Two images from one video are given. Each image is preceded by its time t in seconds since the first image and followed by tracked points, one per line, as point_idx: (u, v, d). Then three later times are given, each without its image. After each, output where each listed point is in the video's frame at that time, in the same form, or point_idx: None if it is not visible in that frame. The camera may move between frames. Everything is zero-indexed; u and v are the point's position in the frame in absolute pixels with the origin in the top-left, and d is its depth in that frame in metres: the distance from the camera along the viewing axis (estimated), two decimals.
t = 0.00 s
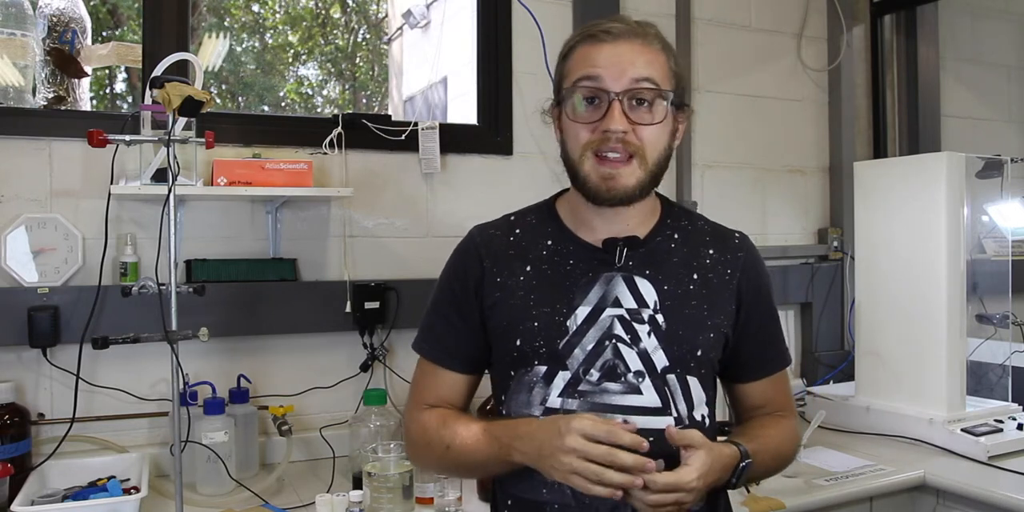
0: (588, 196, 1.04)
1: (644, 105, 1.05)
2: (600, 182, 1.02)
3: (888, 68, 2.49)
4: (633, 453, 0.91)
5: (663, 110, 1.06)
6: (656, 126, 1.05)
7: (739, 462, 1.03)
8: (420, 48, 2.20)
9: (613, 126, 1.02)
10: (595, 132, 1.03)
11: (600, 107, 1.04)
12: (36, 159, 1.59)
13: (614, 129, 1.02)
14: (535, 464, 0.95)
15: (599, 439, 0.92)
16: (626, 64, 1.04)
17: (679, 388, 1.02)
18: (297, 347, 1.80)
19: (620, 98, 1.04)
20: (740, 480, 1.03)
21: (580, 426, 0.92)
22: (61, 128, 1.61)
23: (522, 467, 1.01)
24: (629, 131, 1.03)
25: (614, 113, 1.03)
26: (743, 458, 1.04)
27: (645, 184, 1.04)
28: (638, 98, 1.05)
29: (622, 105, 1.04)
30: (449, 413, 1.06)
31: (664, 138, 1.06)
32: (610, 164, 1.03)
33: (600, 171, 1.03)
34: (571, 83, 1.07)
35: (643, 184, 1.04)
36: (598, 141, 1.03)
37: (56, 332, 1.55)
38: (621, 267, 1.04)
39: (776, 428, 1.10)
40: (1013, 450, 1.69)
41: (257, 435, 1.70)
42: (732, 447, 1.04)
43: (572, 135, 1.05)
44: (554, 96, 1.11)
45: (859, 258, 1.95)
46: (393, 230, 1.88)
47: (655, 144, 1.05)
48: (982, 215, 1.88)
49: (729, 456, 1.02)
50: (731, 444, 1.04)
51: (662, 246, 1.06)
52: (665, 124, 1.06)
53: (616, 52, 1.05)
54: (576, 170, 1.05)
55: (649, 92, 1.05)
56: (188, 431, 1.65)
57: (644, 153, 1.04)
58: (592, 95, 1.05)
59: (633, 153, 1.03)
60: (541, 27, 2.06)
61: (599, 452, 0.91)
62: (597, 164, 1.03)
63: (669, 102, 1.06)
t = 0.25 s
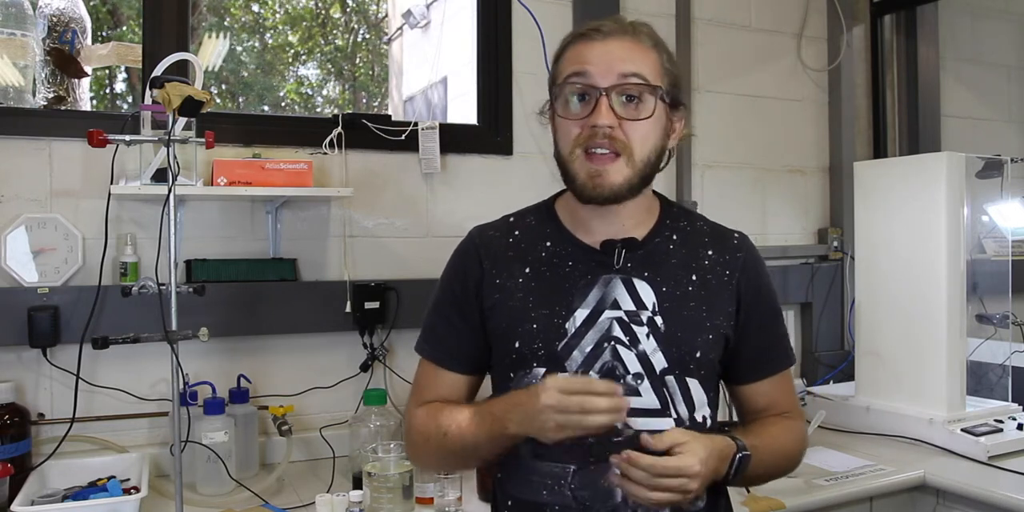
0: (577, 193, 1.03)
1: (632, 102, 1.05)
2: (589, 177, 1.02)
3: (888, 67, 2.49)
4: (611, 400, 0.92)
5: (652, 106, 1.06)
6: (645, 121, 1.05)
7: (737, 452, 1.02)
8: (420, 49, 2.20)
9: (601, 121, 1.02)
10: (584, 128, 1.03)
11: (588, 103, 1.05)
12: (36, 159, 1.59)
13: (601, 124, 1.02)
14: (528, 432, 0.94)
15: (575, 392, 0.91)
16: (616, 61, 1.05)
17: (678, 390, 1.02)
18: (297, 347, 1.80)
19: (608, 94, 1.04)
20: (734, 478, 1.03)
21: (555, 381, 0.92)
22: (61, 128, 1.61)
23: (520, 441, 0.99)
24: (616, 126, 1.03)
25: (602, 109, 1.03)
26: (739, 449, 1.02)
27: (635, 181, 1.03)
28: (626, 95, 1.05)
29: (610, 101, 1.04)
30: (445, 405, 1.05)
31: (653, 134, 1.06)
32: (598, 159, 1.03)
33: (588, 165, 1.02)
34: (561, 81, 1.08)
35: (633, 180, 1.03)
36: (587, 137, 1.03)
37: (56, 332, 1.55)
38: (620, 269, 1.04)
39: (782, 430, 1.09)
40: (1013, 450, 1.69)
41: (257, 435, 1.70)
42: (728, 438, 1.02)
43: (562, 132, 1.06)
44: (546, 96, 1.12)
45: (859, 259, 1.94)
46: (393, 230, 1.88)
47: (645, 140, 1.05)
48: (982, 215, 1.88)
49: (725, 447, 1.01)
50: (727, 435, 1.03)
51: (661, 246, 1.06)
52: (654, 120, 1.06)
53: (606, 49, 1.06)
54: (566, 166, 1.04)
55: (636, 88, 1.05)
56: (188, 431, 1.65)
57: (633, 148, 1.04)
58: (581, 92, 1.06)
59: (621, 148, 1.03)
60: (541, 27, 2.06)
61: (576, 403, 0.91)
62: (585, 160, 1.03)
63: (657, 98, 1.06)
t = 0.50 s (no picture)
0: (567, 188, 1.03)
1: (623, 99, 1.05)
2: (578, 170, 1.01)
3: (888, 68, 2.49)
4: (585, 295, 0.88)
5: (644, 101, 1.05)
6: (636, 117, 1.04)
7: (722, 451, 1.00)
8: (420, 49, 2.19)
9: (591, 115, 1.02)
10: (575, 122, 1.03)
11: (580, 99, 1.05)
12: (36, 159, 1.59)
13: (592, 118, 1.02)
14: (518, 363, 0.91)
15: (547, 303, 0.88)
16: (610, 58, 1.05)
17: (679, 392, 1.02)
18: (297, 347, 1.80)
19: (599, 90, 1.04)
20: (730, 478, 1.01)
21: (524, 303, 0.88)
22: (61, 128, 1.61)
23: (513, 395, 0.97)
24: (606, 121, 1.02)
25: (593, 104, 1.03)
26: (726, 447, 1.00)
27: (627, 176, 1.02)
28: (617, 90, 1.05)
29: (601, 96, 1.04)
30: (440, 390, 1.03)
31: (646, 130, 1.05)
32: (588, 153, 1.02)
33: (577, 159, 1.02)
34: (555, 77, 1.08)
35: (624, 175, 1.02)
36: (577, 131, 1.02)
37: (56, 332, 1.55)
38: (619, 270, 1.04)
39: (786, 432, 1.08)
40: (1013, 450, 1.69)
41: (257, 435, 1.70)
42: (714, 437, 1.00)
43: (554, 127, 1.06)
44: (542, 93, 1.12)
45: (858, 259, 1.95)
46: (393, 230, 1.88)
47: (636, 136, 1.04)
48: (982, 215, 1.88)
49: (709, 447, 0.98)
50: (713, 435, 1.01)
51: (661, 247, 1.06)
52: (646, 116, 1.05)
53: (599, 46, 1.06)
54: (557, 161, 1.04)
55: (628, 84, 1.05)
56: (188, 431, 1.65)
57: (625, 144, 1.03)
58: (573, 88, 1.05)
59: (612, 143, 1.02)
60: (541, 27, 2.06)
61: (552, 312, 0.87)
62: (575, 153, 1.02)
63: (650, 94, 1.06)
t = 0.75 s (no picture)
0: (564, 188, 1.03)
1: (620, 99, 1.05)
2: (575, 171, 1.01)
3: (888, 68, 2.49)
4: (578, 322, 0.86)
5: (641, 101, 1.05)
6: (633, 117, 1.04)
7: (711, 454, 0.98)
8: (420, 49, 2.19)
9: (587, 115, 1.02)
10: (572, 123, 1.03)
11: (577, 98, 1.05)
12: (36, 159, 1.59)
13: (588, 118, 1.02)
14: (516, 386, 0.90)
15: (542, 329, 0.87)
16: (607, 57, 1.05)
17: (677, 395, 1.02)
18: (297, 347, 1.80)
19: (596, 89, 1.04)
20: (719, 480, 1.00)
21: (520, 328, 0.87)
22: (61, 128, 1.61)
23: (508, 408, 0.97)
24: (603, 122, 1.02)
25: (590, 104, 1.03)
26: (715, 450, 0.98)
27: (623, 176, 1.02)
28: (615, 90, 1.05)
29: (599, 96, 1.04)
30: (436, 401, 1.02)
31: (642, 131, 1.05)
32: (585, 154, 1.02)
33: (574, 160, 1.02)
34: (553, 77, 1.08)
35: (621, 175, 1.02)
36: (574, 132, 1.02)
37: (56, 332, 1.55)
38: (618, 272, 1.04)
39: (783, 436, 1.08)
40: (1013, 450, 1.69)
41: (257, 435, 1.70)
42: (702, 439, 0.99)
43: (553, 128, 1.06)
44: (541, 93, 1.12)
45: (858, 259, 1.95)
46: (393, 230, 1.88)
47: (633, 136, 1.04)
48: (982, 215, 1.88)
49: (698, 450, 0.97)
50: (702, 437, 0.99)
51: (661, 248, 1.06)
52: (643, 116, 1.05)
53: (597, 45, 1.06)
54: (555, 161, 1.04)
55: (625, 83, 1.05)
56: (188, 431, 1.65)
57: (621, 144, 1.03)
58: (571, 87, 1.05)
59: (608, 144, 1.02)
60: (541, 27, 2.06)
61: (547, 341, 0.86)
62: (572, 154, 1.02)
63: (647, 94, 1.06)
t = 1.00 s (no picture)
0: (570, 193, 1.04)
1: (618, 100, 1.05)
2: (580, 176, 1.02)
3: (888, 68, 2.49)
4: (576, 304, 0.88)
5: (639, 101, 1.05)
6: (631, 117, 1.04)
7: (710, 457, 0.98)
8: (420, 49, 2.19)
9: (586, 119, 1.01)
10: (571, 127, 1.03)
11: (575, 102, 1.05)
12: (36, 159, 1.59)
13: (587, 122, 1.02)
14: (514, 373, 0.91)
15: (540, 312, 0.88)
16: (602, 59, 1.05)
17: (675, 398, 1.02)
18: (297, 347, 1.80)
19: (594, 92, 1.04)
20: (717, 483, 1.00)
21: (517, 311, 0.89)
22: (61, 128, 1.61)
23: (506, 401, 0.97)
24: (602, 125, 1.02)
25: (588, 107, 1.03)
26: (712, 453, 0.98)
27: (626, 177, 1.03)
28: (612, 91, 1.05)
29: (596, 99, 1.04)
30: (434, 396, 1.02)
31: (642, 129, 1.05)
32: (587, 158, 1.02)
33: (578, 166, 1.02)
34: (550, 82, 1.08)
35: (624, 177, 1.02)
36: (575, 136, 1.02)
37: (56, 332, 1.55)
38: (618, 273, 1.04)
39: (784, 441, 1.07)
40: (1012, 450, 1.69)
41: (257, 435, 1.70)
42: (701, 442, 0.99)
43: (552, 133, 1.06)
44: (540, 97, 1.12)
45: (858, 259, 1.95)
46: (393, 230, 1.88)
47: (633, 136, 1.04)
48: (982, 215, 1.88)
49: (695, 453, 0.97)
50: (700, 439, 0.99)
51: (661, 250, 1.06)
52: (642, 115, 1.05)
53: (592, 47, 1.06)
54: (558, 167, 1.04)
55: (622, 84, 1.05)
56: (188, 431, 1.65)
57: (621, 145, 1.03)
58: (569, 91, 1.05)
59: (609, 146, 1.02)
60: (540, 27, 2.06)
61: (546, 322, 0.87)
62: (576, 159, 1.02)
63: (644, 93, 1.05)
